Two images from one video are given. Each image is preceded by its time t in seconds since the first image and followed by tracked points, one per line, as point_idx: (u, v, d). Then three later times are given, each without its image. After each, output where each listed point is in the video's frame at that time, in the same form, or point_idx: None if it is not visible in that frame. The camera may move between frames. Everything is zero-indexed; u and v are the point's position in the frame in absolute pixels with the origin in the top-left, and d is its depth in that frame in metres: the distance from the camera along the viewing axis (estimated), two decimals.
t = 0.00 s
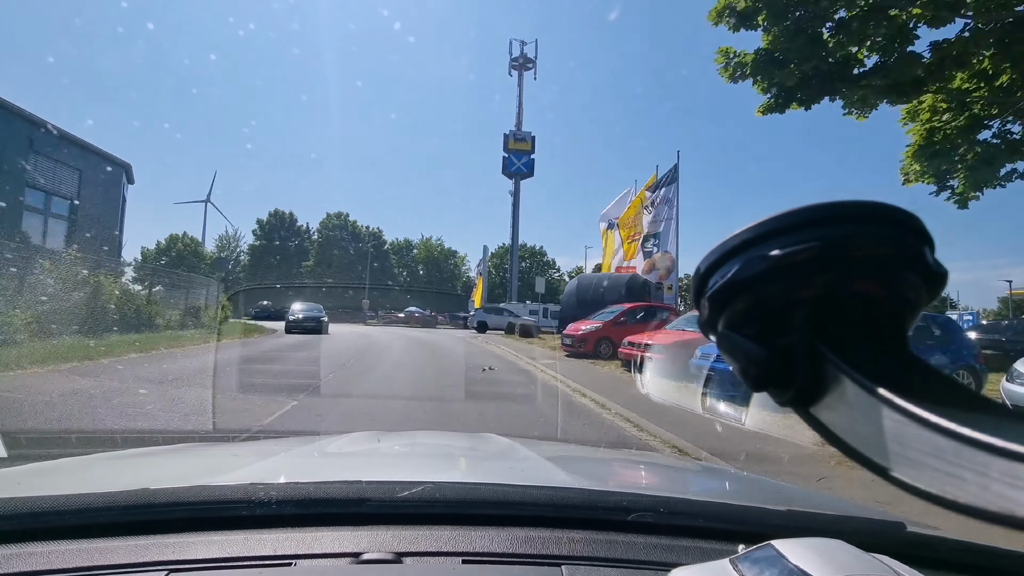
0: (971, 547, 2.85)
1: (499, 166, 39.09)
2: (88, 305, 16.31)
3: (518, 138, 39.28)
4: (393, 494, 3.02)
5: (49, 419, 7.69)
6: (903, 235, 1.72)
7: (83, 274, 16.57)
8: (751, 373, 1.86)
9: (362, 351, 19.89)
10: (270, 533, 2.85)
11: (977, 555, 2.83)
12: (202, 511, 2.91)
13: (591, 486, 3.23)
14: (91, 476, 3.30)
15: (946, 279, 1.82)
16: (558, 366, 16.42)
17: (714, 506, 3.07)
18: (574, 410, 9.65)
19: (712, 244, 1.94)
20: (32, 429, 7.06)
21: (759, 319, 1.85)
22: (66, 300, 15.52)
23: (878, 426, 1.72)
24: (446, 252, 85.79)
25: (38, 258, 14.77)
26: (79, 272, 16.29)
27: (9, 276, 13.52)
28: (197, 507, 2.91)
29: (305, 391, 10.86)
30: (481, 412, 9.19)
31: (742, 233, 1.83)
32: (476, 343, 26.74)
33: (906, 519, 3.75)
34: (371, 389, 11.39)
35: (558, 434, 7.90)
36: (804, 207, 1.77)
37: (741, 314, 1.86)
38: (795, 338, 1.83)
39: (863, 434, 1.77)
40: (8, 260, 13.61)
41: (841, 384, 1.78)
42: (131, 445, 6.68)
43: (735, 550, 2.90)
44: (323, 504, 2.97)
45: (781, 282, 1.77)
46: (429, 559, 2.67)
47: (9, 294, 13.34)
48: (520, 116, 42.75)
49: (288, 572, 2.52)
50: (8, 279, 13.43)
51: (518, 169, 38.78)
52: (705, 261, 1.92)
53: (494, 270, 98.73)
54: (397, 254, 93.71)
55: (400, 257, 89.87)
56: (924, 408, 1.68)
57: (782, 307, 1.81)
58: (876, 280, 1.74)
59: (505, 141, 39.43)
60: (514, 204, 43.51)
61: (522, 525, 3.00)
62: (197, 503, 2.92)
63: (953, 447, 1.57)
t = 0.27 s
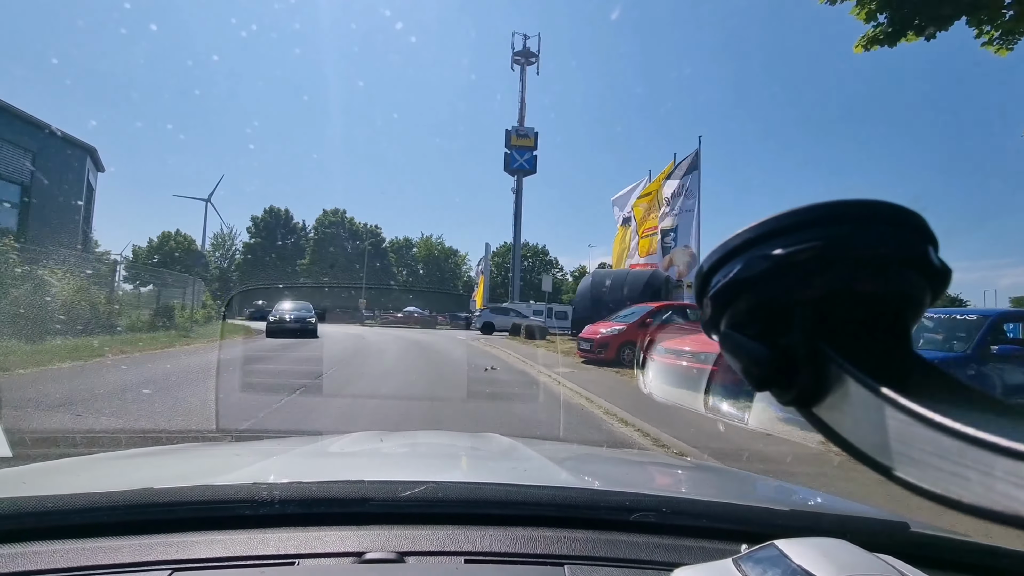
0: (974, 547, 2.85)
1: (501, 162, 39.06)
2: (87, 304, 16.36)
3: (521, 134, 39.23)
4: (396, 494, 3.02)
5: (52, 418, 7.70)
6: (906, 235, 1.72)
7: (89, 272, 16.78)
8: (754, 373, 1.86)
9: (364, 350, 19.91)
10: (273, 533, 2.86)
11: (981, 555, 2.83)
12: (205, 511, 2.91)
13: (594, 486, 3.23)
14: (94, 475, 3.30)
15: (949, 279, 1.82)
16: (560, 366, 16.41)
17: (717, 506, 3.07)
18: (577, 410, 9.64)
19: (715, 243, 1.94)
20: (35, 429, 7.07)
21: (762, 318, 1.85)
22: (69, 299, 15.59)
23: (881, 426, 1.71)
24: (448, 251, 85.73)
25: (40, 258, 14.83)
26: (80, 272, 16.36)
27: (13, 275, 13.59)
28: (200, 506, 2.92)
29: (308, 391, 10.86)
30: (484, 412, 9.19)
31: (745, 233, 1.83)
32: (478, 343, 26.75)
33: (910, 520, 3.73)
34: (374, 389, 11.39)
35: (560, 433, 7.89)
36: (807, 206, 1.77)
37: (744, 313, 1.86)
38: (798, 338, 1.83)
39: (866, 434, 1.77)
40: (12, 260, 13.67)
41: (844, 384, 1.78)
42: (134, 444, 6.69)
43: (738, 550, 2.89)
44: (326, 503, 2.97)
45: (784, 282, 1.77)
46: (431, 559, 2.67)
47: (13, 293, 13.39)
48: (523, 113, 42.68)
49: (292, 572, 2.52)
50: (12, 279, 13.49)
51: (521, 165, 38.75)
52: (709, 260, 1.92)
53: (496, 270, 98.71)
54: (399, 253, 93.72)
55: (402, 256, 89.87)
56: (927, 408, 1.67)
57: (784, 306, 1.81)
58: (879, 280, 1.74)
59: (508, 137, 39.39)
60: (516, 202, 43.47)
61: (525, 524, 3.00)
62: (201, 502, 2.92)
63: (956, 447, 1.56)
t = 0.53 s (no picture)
0: (977, 546, 2.84)
1: (503, 159, 39.03)
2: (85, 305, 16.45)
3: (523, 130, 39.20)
4: (397, 492, 3.02)
5: (54, 418, 7.71)
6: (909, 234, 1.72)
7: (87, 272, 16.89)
8: (755, 372, 1.86)
9: (366, 350, 19.95)
10: (275, 532, 2.86)
11: (984, 555, 2.82)
12: (208, 509, 2.92)
13: (596, 485, 3.23)
14: (97, 474, 3.31)
15: (951, 278, 1.82)
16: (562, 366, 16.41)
17: (719, 504, 3.07)
18: (579, 410, 9.63)
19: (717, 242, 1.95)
20: (38, 428, 7.09)
21: (763, 317, 1.85)
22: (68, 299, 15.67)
23: (883, 426, 1.71)
24: (450, 250, 85.72)
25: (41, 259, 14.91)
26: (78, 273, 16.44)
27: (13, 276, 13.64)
28: (203, 504, 2.92)
29: (310, 390, 10.87)
30: (486, 412, 9.19)
31: (747, 232, 1.84)
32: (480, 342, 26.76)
33: (912, 518, 3.72)
34: (376, 388, 11.41)
35: (562, 433, 7.90)
36: (808, 204, 1.78)
37: (745, 312, 1.86)
38: (799, 336, 1.83)
39: (866, 433, 1.77)
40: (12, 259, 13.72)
41: (846, 383, 1.78)
42: (136, 443, 6.71)
43: (740, 550, 2.90)
44: (328, 502, 2.97)
45: (785, 282, 1.78)
46: (433, 557, 2.67)
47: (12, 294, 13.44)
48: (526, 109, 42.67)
49: (296, 571, 2.52)
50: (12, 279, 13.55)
51: (523, 162, 38.73)
52: (711, 258, 1.93)
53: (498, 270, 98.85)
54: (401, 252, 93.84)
55: (404, 256, 89.99)
56: (929, 407, 1.67)
57: (786, 306, 1.81)
58: (881, 279, 1.74)
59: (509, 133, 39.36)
60: (519, 200, 43.47)
61: (526, 523, 3.00)
62: (204, 501, 2.93)
63: (961, 446, 1.56)
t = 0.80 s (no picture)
0: (976, 545, 2.85)
1: (505, 155, 39.03)
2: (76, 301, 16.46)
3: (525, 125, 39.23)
4: (397, 491, 3.03)
5: (55, 415, 7.73)
6: (910, 234, 1.72)
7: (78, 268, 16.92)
8: (755, 371, 1.87)
9: (366, 349, 19.97)
10: (275, 530, 2.87)
11: (984, 553, 2.83)
12: (209, 507, 2.92)
13: (596, 483, 3.23)
14: (97, 472, 3.32)
15: (952, 277, 1.82)
16: (562, 364, 16.44)
17: (719, 502, 3.08)
18: (579, 408, 9.65)
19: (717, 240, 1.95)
20: (40, 425, 7.11)
21: (764, 315, 1.86)
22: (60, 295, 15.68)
23: (883, 424, 1.71)
24: (450, 249, 85.73)
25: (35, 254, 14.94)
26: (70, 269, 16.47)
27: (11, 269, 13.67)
28: (204, 502, 2.93)
29: (310, 389, 10.89)
30: (487, 410, 9.21)
31: (747, 230, 1.84)
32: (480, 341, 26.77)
33: (912, 517, 3.72)
34: (376, 386, 11.43)
35: (562, 431, 7.91)
36: (808, 203, 1.77)
37: (745, 311, 1.87)
38: (800, 335, 1.83)
39: (866, 432, 1.77)
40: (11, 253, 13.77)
41: (845, 381, 1.78)
42: (138, 441, 6.73)
43: (740, 548, 2.91)
44: (329, 500, 2.98)
45: (785, 281, 1.78)
46: (433, 555, 2.68)
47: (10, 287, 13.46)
48: (528, 105, 42.67)
49: (296, 569, 2.52)
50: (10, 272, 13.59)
51: (525, 159, 38.74)
52: (711, 256, 1.93)
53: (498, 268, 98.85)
54: (402, 250, 93.85)
55: (405, 254, 90.02)
56: (929, 405, 1.67)
57: (786, 305, 1.81)
58: (881, 278, 1.74)
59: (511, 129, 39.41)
60: (521, 197, 43.48)
61: (526, 522, 3.01)
62: (205, 499, 2.93)
63: (960, 444, 1.56)
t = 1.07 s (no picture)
0: (977, 546, 2.84)
1: (509, 151, 39.05)
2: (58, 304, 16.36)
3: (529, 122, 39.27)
4: (397, 492, 3.02)
5: (53, 416, 7.72)
6: (910, 235, 1.72)
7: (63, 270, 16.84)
8: (755, 371, 1.87)
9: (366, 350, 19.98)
10: (274, 531, 2.86)
11: (984, 554, 2.82)
12: (208, 508, 2.92)
13: (596, 484, 3.23)
14: (96, 474, 3.32)
15: (952, 278, 1.82)
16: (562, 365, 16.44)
17: (718, 503, 3.08)
18: (579, 409, 9.65)
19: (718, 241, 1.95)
20: (39, 427, 7.11)
21: (764, 315, 1.86)
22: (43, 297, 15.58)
23: (883, 426, 1.71)
24: (451, 249, 85.70)
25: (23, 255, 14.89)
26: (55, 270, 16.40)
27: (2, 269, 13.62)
28: (204, 503, 2.92)
29: (310, 390, 10.89)
30: (486, 411, 9.21)
31: (748, 231, 1.85)
32: (480, 342, 26.77)
33: (912, 518, 3.72)
34: (375, 388, 11.42)
35: (562, 432, 7.91)
36: (809, 204, 1.78)
37: (746, 311, 1.87)
38: (800, 335, 1.83)
39: (865, 433, 1.77)
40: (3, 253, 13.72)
41: (845, 382, 1.78)
42: (137, 442, 6.72)
43: (739, 549, 2.91)
44: (329, 501, 2.98)
45: (785, 281, 1.78)
46: (433, 556, 2.68)
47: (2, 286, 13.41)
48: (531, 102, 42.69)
49: (295, 570, 2.52)
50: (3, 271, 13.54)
51: (528, 154, 38.76)
52: (712, 257, 1.93)
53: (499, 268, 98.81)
54: (403, 251, 93.83)
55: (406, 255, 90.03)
56: (928, 406, 1.67)
57: (786, 305, 1.82)
58: (882, 279, 1.74)
59: (513, 125, 39.49)
60: (524, 195, 43.51)
61: (526, 522, 3.01)
62: (204, 500, 2.93)
63: (958, 445, 1.56)
